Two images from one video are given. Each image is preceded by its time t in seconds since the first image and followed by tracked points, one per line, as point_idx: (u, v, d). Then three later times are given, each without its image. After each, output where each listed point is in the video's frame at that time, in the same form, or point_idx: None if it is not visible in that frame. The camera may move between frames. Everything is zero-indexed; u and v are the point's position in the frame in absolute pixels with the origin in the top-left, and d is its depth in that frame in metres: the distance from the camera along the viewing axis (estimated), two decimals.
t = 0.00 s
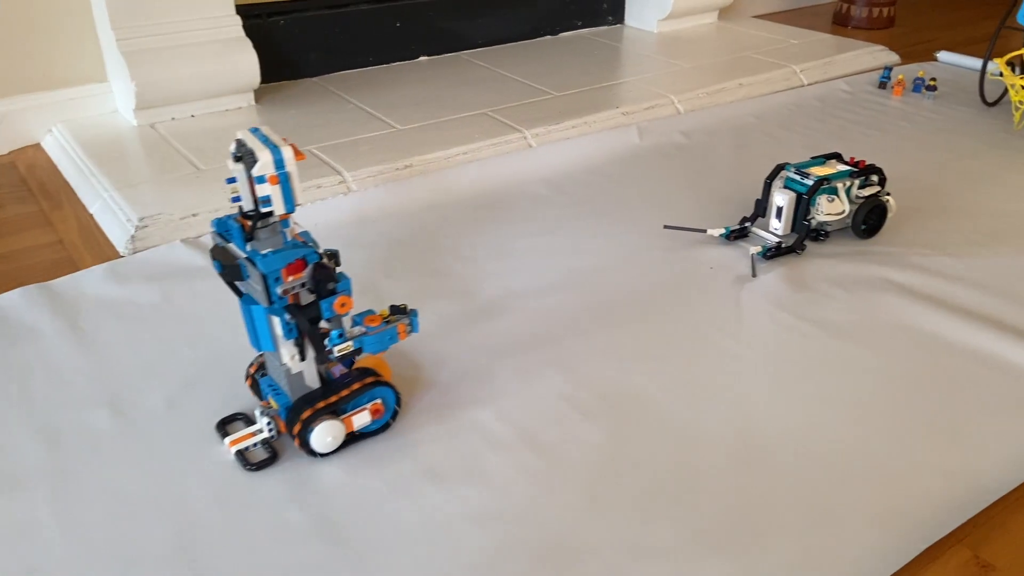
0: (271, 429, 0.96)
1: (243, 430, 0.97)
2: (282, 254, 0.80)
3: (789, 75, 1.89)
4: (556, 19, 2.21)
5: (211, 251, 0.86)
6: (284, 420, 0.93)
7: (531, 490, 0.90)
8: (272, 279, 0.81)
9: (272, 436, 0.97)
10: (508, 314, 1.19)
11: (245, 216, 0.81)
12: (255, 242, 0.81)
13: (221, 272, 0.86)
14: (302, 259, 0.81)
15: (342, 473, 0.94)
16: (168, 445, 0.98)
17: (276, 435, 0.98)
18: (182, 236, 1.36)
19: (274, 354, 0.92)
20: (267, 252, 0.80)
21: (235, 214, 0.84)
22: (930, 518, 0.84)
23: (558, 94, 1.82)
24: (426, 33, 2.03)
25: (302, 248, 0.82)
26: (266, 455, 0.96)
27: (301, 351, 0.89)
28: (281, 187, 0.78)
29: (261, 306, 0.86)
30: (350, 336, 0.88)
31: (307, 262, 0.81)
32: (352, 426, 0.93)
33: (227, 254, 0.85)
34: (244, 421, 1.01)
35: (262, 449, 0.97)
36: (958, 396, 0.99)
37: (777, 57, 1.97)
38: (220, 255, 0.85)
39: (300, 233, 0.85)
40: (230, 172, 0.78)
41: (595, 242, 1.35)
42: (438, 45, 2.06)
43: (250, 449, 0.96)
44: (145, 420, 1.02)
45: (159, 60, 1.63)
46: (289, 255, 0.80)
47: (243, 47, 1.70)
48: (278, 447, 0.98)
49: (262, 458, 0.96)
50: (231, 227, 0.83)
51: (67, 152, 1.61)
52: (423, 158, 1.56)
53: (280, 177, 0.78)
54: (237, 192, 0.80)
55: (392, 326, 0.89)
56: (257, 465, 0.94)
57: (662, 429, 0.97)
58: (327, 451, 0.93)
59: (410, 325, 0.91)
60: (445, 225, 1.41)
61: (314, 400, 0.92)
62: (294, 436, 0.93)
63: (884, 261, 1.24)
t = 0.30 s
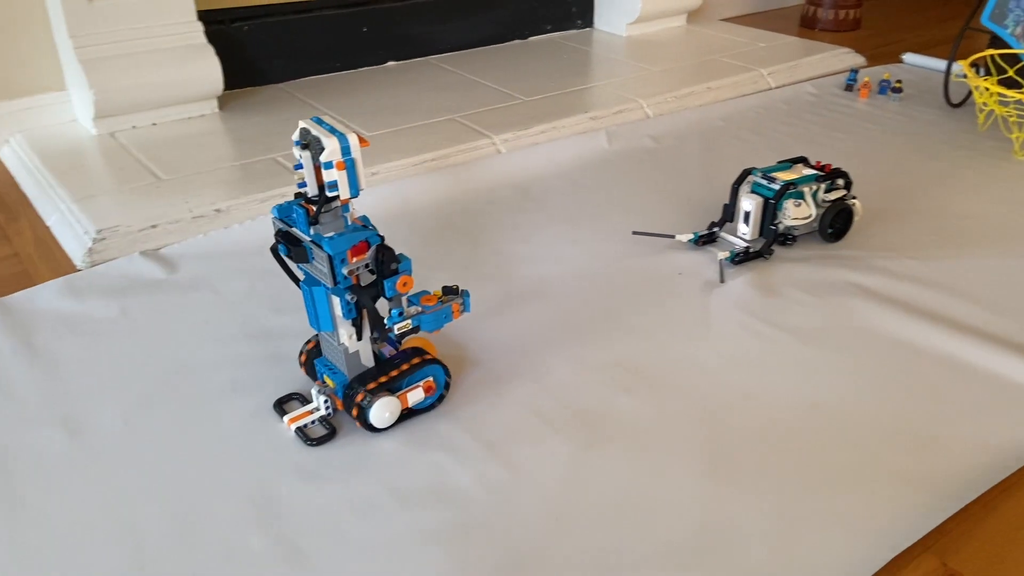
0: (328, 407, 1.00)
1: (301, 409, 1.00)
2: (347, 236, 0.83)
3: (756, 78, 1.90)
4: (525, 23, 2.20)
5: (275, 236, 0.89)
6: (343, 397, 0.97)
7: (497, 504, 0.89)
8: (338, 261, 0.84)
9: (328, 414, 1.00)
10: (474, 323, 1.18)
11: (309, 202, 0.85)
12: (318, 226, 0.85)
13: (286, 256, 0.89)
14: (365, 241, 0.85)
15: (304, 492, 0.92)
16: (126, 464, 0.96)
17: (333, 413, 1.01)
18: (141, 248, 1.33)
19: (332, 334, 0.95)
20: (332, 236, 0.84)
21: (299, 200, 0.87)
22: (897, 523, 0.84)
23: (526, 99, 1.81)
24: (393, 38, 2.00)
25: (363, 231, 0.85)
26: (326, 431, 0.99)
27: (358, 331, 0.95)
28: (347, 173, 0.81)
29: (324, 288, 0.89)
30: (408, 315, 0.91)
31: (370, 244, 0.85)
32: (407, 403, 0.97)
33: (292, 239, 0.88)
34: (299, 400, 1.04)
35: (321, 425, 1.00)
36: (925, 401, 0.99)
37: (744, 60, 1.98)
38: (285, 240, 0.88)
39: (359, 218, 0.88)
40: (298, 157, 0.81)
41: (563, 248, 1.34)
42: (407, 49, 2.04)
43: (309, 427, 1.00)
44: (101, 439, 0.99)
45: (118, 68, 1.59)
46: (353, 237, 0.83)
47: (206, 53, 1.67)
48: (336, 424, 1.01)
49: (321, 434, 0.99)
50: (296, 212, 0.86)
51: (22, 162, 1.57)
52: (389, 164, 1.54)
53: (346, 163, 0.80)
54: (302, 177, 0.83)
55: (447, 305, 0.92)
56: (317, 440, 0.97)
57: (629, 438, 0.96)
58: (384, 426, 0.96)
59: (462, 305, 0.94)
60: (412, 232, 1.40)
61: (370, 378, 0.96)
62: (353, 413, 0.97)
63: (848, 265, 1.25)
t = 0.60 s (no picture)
0: (372, 386, 1.03)
1: (345, 389, 1.03)
2: (397, 220, 0.86)
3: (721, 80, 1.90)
4: (490, 28, 2.19)
5: (323, 222, 0.91)
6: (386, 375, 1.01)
7: (456, 521, 0.87)
8: (389, 243, 0.87)
9: (373, 392, 1.04)
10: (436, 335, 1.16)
11: (358, 188, 0.88)
12: (367, 212, 0.88)
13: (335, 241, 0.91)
14: (413, 225, 0.88)
15: (259, 513, 0.89)
16: (75, 488, 0.93)
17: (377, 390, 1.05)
18: (94, 261, 1.30)
19: (377, 315, 0.97)
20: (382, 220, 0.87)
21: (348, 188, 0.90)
22: (860, 532, 0.83)
23: (491, 104, 1.79)
24: (355, 44, 1.98)
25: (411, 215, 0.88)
26: (371, 409, 1.03)
27: (402, 312, 0.97)
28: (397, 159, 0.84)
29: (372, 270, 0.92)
30: (454, 295, 0.93)
31: (419, 227, 0.88)
32: (449, 379, 1.01)
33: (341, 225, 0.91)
34: (342, 380, 1.07)
35: (366, 404, 1.04)
36: (887, 404, 0.99)
37: (708, 64, 1.98)
38: (334, 225, 0.90)
39: (404, 204, 0.91)
40: (348, 145, 0.85)
41: (527, 256, 1.33)
42: (370, 55, 2.02)
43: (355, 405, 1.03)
44: (48, 462, 0.96)
45: (70, 76, 1.55)
46: (404, 220, 0.87)
47: (161, 61, 1.64)
48: (380, 401, 1.04)
49: (368, 413, 1.02)
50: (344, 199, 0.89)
51: None
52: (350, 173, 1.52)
53: (398, 150, 0.84)
54: (354, 165, 0.87)
55: (489, 284, 0.95)
56: (365, 418, 1.01)
57: (592, 451, 0.95)
58: (429, 401, 1.00)
59: (501, 284, 0.98)
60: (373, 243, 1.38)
61: (415, 355, 0.99)
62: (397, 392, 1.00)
63: (811, 270, 1.25)
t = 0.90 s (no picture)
0: (413, 360, 1.07)
1: (387, 364, 1.07)
2: (443, 199, 0.90)
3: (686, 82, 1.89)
4: (455, 31, 2.18)
5: (369, 204, 0.94)
6: (428, 350, 1.05)
7: (421, 536, 0.85)
8: (436, 221, 0.90)
9: (414, 366, 1.07)
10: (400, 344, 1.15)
11: (403, 170, 0.91)
12: (413, 193, 0.91)
13: (381, 221, 0.95)
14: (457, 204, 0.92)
15: (218, 532, 0.87)
16: (25, 511, 0.90)
17: (418, 364, 1.08)
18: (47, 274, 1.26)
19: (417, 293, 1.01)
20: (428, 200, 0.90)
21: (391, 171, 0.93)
22: (826, 537, 0.83)
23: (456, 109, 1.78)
24: (318, 49, 1.96)
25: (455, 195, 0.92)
26: (413, 382, 1.07)
27: (442, 289, 1.01)
28: (444, 142, 0.88)
29: (416, 248, 0.95)
30: (495, 270, 0.97)
31: (463, 206, 0.92)
32: (486, 351, 1.05)
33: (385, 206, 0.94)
34: (381, 357, 1.11)
35: (408, 377, 1.08)
36: (849, 407, 0.99)
37: (673, 66, 1.98)
38: (380, 207, 0.94)
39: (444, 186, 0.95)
40: (397, 130, 0.88)
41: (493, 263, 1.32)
42: (333, 59, 2.00)
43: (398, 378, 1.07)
44: None
45: (22, 85, 1.51)
46: (449, 199, 0.90)
47: (118, 68, 1.60)
48: (423, 374, 1.08)
49: (411, 385, 1.06)
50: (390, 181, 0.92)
51: None
52: (313, 181, 1.50)
53: (445, 133, 0.87)
54: (400, 149, 0.90)
55: (526, 260, 0.99)
56: (409, 390, 1.05)
57: (558, 461, 0.94)
58: (469, 372, 1.04)
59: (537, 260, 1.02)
60: (337, 252, 1.36)
61: (455, 330, 1.04)
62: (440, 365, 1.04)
63: (775, 272, 1.25)
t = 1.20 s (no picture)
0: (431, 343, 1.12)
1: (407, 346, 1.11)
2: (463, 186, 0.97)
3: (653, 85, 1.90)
4: (421, 35, 2.16)
5: (391, 192, 1.00)
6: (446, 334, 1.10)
7: (387, 551, 0.84)
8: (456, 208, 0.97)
9: (432, 349, 1.12)
10: (365, 355, 1.13)
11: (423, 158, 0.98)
12: (434, 180, 0.98)
13: (403, 208, 1.01)
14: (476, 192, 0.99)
15: (178, 551, 0.85)
16: None
17: (436, 347, 1.13)
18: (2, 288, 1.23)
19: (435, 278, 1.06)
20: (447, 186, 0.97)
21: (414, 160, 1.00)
22: (793, 543, 0.83)
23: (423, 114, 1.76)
24: (282, 54, 1.94)
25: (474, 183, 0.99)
26: (431, 364, 1.11)
27: (460, 274, 1.07)
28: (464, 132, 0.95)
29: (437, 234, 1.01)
30: (511, 256, 1.05)
31: (482, 194, 0.98)
32: (502, 336, 1.10)
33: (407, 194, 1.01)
34: (400, 340, 1.15)
35: (426, 360, 1.12)
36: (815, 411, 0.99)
37: (640, 69, 1.99)
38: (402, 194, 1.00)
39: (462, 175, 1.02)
40: (421, 120, 0.95)
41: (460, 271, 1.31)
42: (298, 65, 1.98)
43: (417, 360, 1.11)
44: None
45: None
46: (468, 187, 0.97)
47: (76, 76, 1.57)
48: (440, 357, 1.12)
49: (428, 367, 1.10)
50: (413, 169, 0.99)
51: None
52: (277, 189, 1.48)
53: (465, 123, 0.94)
54: (423, 139, 0.96)
55: (542, 248, 1.07)
56: (426, 371, 1.09)
57: (525, 471, 0.93)
58: (486, 355, 1.09)
59: (551, 248, 1.10)
60: (302, 261, 1.34)
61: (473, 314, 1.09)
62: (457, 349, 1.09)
63: (741, 276, 1.25)
